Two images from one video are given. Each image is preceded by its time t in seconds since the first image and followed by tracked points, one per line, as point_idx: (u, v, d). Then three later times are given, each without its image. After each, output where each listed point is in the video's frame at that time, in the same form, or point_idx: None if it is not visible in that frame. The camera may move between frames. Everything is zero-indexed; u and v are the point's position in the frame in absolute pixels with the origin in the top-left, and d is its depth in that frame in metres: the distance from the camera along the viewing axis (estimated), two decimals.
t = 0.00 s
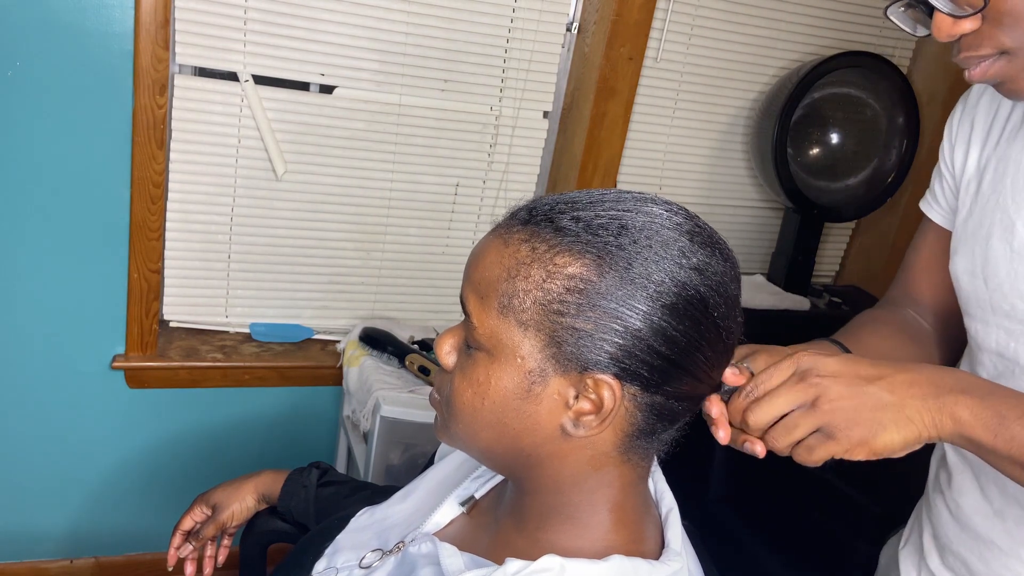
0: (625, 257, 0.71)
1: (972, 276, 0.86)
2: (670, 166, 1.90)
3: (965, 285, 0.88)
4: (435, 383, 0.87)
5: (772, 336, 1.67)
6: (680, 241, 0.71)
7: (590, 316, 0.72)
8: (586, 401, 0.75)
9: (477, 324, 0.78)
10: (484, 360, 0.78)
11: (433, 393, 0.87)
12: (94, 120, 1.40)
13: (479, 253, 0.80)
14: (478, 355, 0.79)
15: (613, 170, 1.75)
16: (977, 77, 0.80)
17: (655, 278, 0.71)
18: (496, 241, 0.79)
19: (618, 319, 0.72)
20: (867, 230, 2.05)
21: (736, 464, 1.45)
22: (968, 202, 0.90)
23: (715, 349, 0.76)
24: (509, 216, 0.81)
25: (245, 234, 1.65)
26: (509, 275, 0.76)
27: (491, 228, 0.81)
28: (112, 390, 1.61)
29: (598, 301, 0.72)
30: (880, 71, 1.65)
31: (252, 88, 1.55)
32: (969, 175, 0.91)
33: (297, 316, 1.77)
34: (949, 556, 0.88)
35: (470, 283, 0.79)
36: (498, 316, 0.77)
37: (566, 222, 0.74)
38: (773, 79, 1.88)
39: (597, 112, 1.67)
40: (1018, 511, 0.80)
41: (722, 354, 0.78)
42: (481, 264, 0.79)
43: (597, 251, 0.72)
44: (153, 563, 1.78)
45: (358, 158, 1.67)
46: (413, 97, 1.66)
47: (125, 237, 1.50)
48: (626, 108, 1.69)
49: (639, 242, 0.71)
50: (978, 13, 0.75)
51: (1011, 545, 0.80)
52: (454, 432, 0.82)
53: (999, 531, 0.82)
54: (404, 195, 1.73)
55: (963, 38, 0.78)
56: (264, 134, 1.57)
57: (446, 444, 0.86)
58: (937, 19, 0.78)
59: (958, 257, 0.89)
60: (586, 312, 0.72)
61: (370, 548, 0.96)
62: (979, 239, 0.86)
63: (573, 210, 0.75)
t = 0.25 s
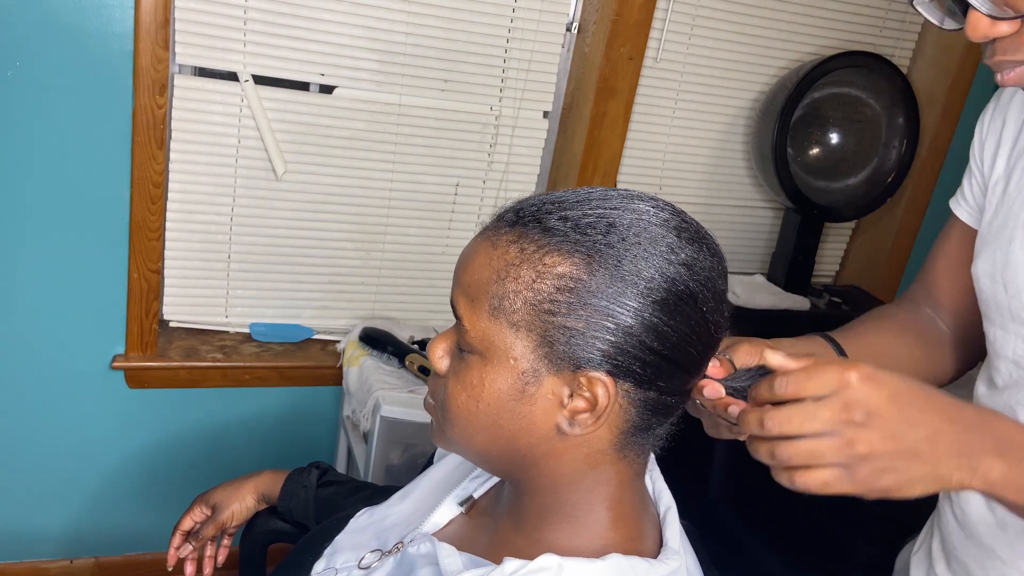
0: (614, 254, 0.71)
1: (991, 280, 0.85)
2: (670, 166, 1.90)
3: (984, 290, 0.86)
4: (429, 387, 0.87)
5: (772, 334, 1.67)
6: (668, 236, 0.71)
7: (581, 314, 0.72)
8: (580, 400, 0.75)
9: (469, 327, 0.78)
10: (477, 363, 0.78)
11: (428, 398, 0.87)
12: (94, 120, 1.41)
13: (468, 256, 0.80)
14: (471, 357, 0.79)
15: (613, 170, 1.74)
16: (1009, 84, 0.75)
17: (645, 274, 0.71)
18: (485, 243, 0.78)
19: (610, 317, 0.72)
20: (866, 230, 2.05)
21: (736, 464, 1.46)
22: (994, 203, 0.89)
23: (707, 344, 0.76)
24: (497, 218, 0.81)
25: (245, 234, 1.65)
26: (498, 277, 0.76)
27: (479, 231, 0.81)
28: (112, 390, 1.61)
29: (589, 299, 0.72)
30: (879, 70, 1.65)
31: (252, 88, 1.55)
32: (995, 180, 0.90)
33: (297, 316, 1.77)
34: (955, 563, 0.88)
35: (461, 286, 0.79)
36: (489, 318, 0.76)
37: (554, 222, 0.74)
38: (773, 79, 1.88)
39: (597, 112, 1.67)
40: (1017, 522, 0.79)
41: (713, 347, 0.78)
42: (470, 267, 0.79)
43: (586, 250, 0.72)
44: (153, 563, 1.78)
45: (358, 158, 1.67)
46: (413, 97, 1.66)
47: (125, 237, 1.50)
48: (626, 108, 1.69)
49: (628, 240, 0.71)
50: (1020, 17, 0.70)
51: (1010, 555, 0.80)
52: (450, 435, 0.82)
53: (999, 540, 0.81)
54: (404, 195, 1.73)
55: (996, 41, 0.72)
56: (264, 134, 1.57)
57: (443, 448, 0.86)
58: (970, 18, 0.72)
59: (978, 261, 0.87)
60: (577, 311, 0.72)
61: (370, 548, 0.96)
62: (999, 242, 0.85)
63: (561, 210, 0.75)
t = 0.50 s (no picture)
0: (616, 254, 0.71)
1: None
2: (670, 166, 1.90)
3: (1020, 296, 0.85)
4: (431, 387, 0.87)
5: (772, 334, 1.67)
6: (669, 236, 0.71)
7: (583, 314, 0.72)
8: (582, 399, 0.75)
9: (471, 326, 0.78)
10: (479, 363, 0.78)
11: (429, 398, 0.87)
12: (93, 120, 1.40)
13: (469, 256, 0.80)
14: (473, 357, 0.79)
15: (613, 170, 1.74)
16: None
17: (646, 273, 0.71)
18: (487, 243, 0.79)
19: (611, 316, 0.72)
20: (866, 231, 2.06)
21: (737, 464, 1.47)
22: None
23: (708, 344, 0.76)
24: (498, 218, 0.81)
25: (244, 234, 1.65)
26: (500, 276, 0.76)
27: (480, 231, 0.81)
28: (111, 390, 1.61)
29: (590, 298, 0.72)
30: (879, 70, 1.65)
31: (252, 88, 1.55)
32: None
33: (297, 316, 1.77)
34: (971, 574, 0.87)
35: (462, 286, 0.79)
36: (491, 318, 0.76)
37: (556, 221, 0.74)
38: (773, 79, 1.88)
39: (597, 112, 1.67)
40: None
41: (714, 347, 0.78)
42: (472, 267, 0.79)
43: (588, 249, 0.72)
44: (153, 563, 1.78)
45: (358, 158, 1.67)
46: (414, 98, 1.66)
47: (125, 236, 1.50)
48: (626, 109, 1.69)
49: (629, 239, 0.71)
50: None
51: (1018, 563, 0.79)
52: (452, 435, 0.82)
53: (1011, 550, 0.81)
54: (404, 195, 1.73)
55: None
56: (264, 134, 1.57)
57: (445, 448, 0.86)
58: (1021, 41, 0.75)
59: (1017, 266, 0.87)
60: (579, 311, 0.72)
61: (370, 548, 0.96)
62: None
63: (562, 210, 0.75)
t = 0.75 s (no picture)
0: (613, 253, 0.71)
1: None
2: (670, 166, 1.90)
3: None
4: (431, 388, 0.87)
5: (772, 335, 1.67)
6: (667, 235, 0.71)
7: (581, 314, 0.72)
8: (581, 399, 0.75)
9: (469, 327, 0.78)
10: (478, 363, 0.78)
11: (429, 398, 0.87)
12: (93, 119, 1.40)
13: (468, 256, 0.80)
14: (472, 358, 0.79)
15: (613, 170, 1.74)
16: None
17: (644, 273, 0.71)
18: (486, 244, 0.79)
19: (609, 317, 0.72)
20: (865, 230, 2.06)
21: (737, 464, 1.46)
22: None
23: (707, 343, 0.76)
24: (496, 218, 0.81)
25: (244, 234, 1.65)
26: (498, 276, 0.76)
27: (479, 232, 0.81)
28: (111, 390, 1.61)
29: (588, 298, 0.72)
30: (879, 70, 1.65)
31: (252, 88, 1.55)
32: None
33: (297, 316, 1.77)
34: None
35: (461, 287, 0.79)
36: (490, 318, 0.76)
37: (553, 221, 0.74)
38: (773, 79, 1.88)
39: (597, 112, 1.67)
40: None
41: (714, 347, 0.78)
42: (470, 268, 0.79)
43: (585, 248, 0.72)
44: (153, 563, 1.78)
45: (358, 158, 1.67)
46: (414, 97, 1.66)
47: (124, 236, 1.50)
48: (626, 108, 1.69)
49: (626, 238, 0.71)
50: None
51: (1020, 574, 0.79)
52: (451, 436, 0.82)
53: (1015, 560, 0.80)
54: (404, 195, 1.73)
55: None
56: (264, 134, 1.57)
57: (444, 448, 0.86)
58: None
59: None
60: (577, 311, 0.72)
61: (370, 548, 0.96)
62: None
63: (560, 209, 0.75)
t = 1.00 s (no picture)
0: (609, 253, 0.71)
1: None
2: (670, 166, 1.90)
3: None
4: (429, 389, 0.87)
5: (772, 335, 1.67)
6: (663, 234, 0.71)
7: (578, 314, 0.72)
8: (578, 399, 0.75)
9: (466, 328, 0.78)
10: (475, 364, 0.78)
11: (427, 399, 0.87)
12: (93, 119, 1.40)
13: (464, 258, 0.80)
14: (469, 359, 0.79)
15: (613, 170, 1.74)
16: None
17: (641, 273, 0.71)
18: (481, 245, 0.78)
19: (607, 317, 0.72)
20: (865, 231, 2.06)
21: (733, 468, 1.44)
22: None
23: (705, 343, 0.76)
24: (492, 219, 0.81)
25: (244, 234, 1.65)
26: (494, 277, 0.76)
27: (475, 233, 0.80)
28: (111, 390, 1.61)
29: (585, 299, 0.72)
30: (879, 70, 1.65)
31: (252, 88, 1.55)
32: None
33: (297, 316, 1.77)
34: None
35: (457, 288, 0.79)
36: (487, 319, 0.76)
37: (549, 222, 0.74)
38: (773, 79, 1.88)
39: (597, 111, 1.67)
40: None
41: (710, 345, 0.78)
42: (467, 269, 0.78)
43: (581, 249, 0.72)
44: (153, 563, 1.78)
45: (358, 158, 1.67)
46: (414, 97, 1.66)
47: (124, 236, 1.50)
48: (625, 108, 1.69)
49: (623, 238, 0.71)
50: None
51: None
52: (449, 437, 0.82)
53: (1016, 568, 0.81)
54: (404, 195, 1.73)
55: None
56: (264, 134, 1.57)
57: (442, 449, 0.86)
58: None
59: None
60: (574, 311, 0.72)
61: (370, 547, 0.96)
62: None
63: (555, 210, 0.75)
